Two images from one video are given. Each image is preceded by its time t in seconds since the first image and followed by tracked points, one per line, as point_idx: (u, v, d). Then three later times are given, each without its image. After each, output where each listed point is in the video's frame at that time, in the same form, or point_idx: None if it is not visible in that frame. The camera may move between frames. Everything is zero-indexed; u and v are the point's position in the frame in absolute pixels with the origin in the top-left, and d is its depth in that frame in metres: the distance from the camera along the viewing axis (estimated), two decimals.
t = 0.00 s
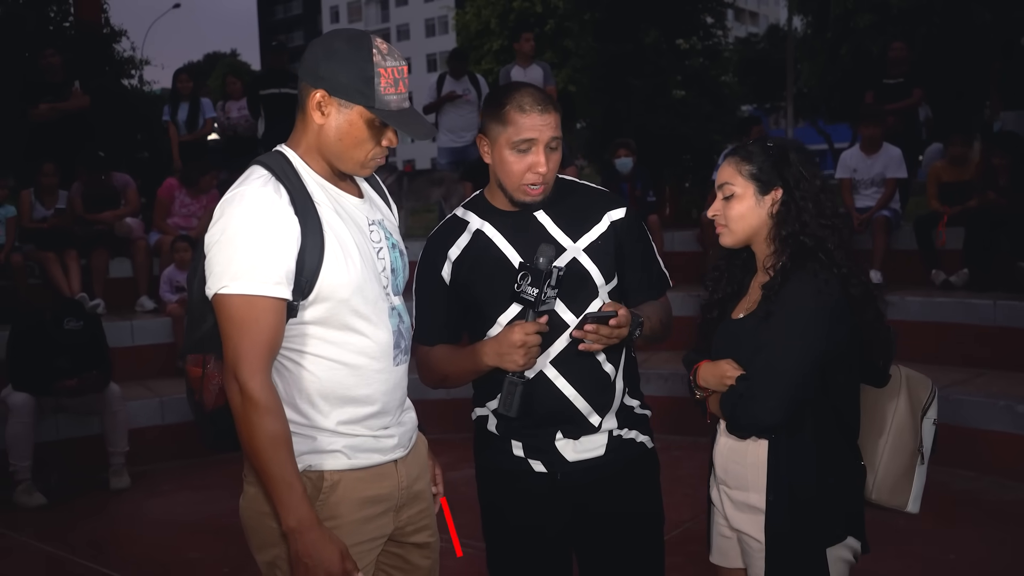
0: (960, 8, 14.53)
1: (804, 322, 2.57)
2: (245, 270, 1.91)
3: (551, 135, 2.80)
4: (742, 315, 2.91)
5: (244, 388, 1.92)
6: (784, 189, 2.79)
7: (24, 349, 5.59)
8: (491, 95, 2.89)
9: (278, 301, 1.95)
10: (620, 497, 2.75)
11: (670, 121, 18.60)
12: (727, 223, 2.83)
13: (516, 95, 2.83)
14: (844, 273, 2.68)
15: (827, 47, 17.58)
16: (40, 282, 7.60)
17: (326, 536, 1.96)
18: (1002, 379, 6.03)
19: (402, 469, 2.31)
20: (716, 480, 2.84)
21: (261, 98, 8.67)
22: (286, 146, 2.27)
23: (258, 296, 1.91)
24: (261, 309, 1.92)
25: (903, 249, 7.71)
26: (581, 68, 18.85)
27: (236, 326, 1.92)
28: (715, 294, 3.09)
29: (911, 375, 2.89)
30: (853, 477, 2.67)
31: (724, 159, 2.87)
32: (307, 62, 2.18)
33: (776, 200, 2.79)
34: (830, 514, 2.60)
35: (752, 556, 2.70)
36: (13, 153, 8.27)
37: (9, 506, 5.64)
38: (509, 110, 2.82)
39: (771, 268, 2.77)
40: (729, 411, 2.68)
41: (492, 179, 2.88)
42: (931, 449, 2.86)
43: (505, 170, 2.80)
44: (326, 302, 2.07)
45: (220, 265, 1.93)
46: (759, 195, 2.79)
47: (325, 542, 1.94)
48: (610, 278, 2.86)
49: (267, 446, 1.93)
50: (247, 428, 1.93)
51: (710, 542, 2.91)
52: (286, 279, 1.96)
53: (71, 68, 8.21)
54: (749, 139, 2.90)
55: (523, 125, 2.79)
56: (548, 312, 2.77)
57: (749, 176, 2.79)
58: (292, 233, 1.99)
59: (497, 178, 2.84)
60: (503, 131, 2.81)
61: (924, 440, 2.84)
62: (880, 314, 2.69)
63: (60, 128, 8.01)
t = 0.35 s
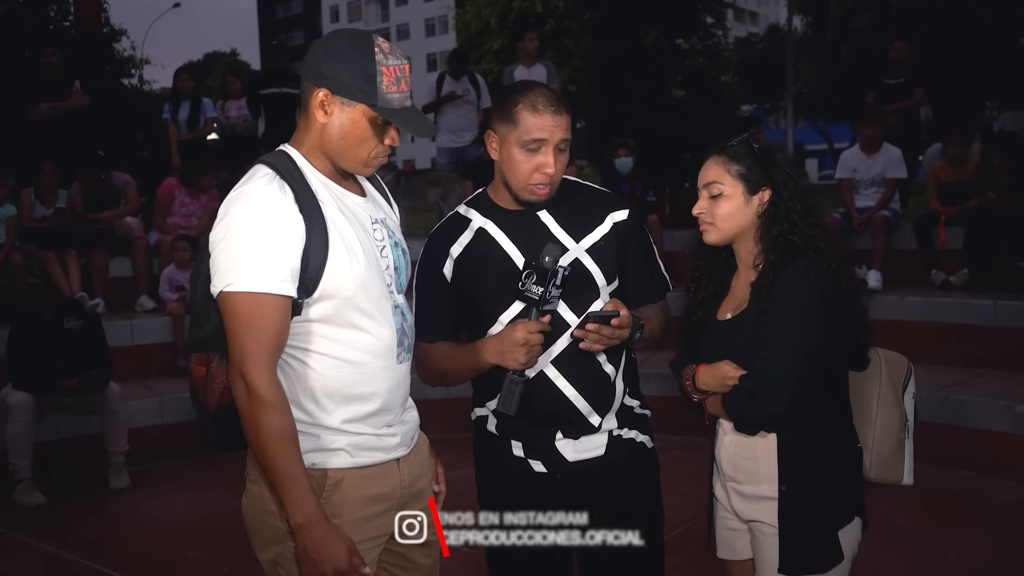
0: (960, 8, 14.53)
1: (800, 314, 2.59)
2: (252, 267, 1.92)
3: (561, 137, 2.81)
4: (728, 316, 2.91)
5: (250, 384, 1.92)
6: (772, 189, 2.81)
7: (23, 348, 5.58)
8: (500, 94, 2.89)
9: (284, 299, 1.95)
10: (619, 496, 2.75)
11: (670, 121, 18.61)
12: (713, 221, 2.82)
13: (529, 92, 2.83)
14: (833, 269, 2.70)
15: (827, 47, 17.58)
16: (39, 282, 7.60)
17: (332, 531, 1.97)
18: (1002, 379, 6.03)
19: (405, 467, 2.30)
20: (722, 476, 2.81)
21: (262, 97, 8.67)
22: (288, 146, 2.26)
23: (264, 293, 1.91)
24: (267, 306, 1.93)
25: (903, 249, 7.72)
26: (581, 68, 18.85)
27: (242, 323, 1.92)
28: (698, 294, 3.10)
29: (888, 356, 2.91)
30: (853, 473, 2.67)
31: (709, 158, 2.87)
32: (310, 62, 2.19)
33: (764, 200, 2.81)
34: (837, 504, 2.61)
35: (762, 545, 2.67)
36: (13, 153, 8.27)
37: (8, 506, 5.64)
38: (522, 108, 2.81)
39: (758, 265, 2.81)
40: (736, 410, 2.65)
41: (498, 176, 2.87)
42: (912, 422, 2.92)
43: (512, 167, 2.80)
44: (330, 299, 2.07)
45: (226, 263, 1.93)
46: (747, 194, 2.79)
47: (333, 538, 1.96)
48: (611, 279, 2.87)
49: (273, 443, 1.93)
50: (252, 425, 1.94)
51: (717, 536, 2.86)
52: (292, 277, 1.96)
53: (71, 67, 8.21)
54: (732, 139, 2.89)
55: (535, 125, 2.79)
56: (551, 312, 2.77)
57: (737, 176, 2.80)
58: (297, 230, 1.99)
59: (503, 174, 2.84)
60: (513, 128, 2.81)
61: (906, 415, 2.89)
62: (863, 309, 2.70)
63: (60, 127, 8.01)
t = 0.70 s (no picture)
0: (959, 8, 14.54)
1: (803, 309, 2.59)
2: (252, 264, 1.91)
3: (568, 136, 2.80)
4: (727, 317, 2.90)
5: (252, 381, 1.92)
6: (764, 191, 2.80)
7: (22, 347, 5.58)
8: (504, 93, 2.89)
9: (286, 296, 1.94)
10: (617, 496, 2.75)
11: (669, 120, 18.61)
12: (707, 225, 2.78)
13: (536, 91, 2.82)
14: (833, 261, 2.70)
15: (827, 46, 17.63)
16: (38, 280, 7.59)
17: (333, 529, 1.97)
18: (1002, 377, 6.03)
19: (406, 465, 2.30)
20: (733, 475, 2.81)
21: (261, 96, 8.66)
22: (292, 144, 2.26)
23: (266, 291, 1.91)
24: (269, 304, 1.92)
25: (903, 248, 7.71)
26: (581, 66, 18.85)
27: (244, 320, 1.92)
28: (691, 298, 3.05)
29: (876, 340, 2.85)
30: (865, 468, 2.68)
31: (697, 162, 2.83)
32: (313, 61, 2.19)
33: (755, 202, 2.79)
34: (852, 493, 2.63)
35: (780, 540, 2.67)
36: (12, 151, 8.26)
37: (7, 504, 5.64)
38: (529, 106, 2.80)
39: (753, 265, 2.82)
40: (760, 411, 2.63)
41: (501, 173, 2.87)
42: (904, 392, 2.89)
43: (516, 166, 2.79)
44: (331, 297, 2.07)
45: (228, 260, 1.93)
46: (740, 196, 2.77)
47: (333, 536, 1.96)
48: (613, 280, 2.86)
49: (273, 441, 1.93)
50: (254, 422, 1.93)
51: (729, 535, 2.85)
52: (294, 275, 1.96)
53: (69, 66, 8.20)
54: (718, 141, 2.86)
55: (541, 124, 2.78)
56: (552, 310, 2.76)
57: (729, 178, 2.77)
58: (300, 228, 1.99)
59: (506, 173, 2.83)
60: (519, 127, 2.80)
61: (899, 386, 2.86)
62: (860, 300, 2.72)
63: (59, 126, 8.01)
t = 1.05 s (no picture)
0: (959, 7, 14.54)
1: (805, 309, 2.60)
2: (254, 263, 1.91)
3: (570, 135, 2.80)
4: (727, 315, 2.90)
5: (255, 379, 1.92)
6: (765, 192, 2.80)
7: (22, 345, 5.59)
8: (503, 92, 2.88)
9: (287, 296, 1.94)
10: (617, 495, 2.75)
11: (669, 118, 18.61)
12: (709, 225, 2.79)
13: (536, 91, 2.82)
14: (835, 259, 2.71)
15: (826, 45, 17.64)
16: (37, 279, 7.59)
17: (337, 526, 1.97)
18: (1000, 376, 6.05)
19: (407, 464, 2.30)
20: (734, 476, 2.82)
21: (260, 94, 8.66)
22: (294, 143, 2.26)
23: (267, 290, 1.91)
24: (270, 303, 1.92)
25: (902, 246, 7.72)
26: (580, 65, 18.84)
27: (246, 318, 1.92)
28: (692, 296, 3.04)
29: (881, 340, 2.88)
30: (868, 466, 2.69)
31: (698, 162, 2.82)
32: (315, 59, 2.18)
33: (756, 202, 2.79)
34: (854, 494, 2.63)
35: (785, 539, 2.68)
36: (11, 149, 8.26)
37: (7, 502, 5.65)
38: (531, 106, 2.81)
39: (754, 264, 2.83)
40: (758, 408, 2.64)
41: (503, 172, 2.86)
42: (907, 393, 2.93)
43: (520, 166, 2.78)
44: (332, 296, 2.07)
45: (230, 259, 1.93)
46: (741, 197, 2.77)
47: (337, 534, 1.96)
48: (614, 279, 2.87)
49: (277, 438, 1.93)
50: (257, 420, 1.93)
51: (730, 537, 2.86)
52: (295, 274, 1.96)
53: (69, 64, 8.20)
54: (716, 138, 2.85)
55: (543, 122, 2.78)
56: (553, 310, 2.76)
57: (730, 179, 2.77)
58: (302, 227, 1.99)
59: (510, 172, 2.82)
60: (522, 126, 2.80)
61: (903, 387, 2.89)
62: (861, 298, 2.72)
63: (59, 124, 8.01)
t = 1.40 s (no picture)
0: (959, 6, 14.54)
1: (804, 309, 2.58)
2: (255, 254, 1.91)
3: (566, 133, 2.80)
4: (727, 315, 2.90)
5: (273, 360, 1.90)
6: (766, 193, 2.79)
7: (21, 344, 5.59)
8: (503, 90, 2.87)
9: (292, 282, 1.93)
10: (617, 496, 2.74)
11: (669, 117, 18.62)
12: (708, 226, 2.78)
13: (532, 90, 2.81)
14: (838, 261, 2.73)
15: (826, 44, 17.62)
16: (36, 278, 7.59)
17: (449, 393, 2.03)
18: (1000, 376, 6.05)
19: (406, 465, 2.28)
20: (735, 478, 2.81)
21: (260, 93, 8.65)
22: (292, 142, 2.26)
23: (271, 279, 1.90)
24: (278, 289, 1.91)
25: (902, 246, 7.71)
26: (580, 64, 18.83)
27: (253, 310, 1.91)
28: (692, 295, 3.04)
29: (886, 342, 2.89)
30: (869, 466, 2.68)
31: (699, 161, 2.82)
32: (317, 57, 2.18)
33: (757, 204, 2.79)
34: (855, 496, 2.62)
35: (786, 544, 2.68)
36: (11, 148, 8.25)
37: (7, 501, 5.65)
38: (525, 107, 2.80)
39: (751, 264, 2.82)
40: (755, 408, 2.63)
41: (501, 172, 2.86)
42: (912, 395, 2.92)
43: (517, 166, 2.78)
44: (327, 295, 2.07)
45: (229, 256, 1.93)
46: (742, 198, 2.77)
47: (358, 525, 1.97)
48: (613, 278, 2.86)
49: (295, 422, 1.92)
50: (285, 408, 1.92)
51: (731, 541, 2.86)
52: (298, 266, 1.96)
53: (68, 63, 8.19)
54: (719, 138, 2.84)
55: (539, 122, 2.77)
56: (552, 309, 2.76)
57: (731, 180, 2.76)
58: (296, 227, 2.00)
59: (507, 172, 2.82)
60: (518, 126, 2.79)
61: (907, 389, 2.89)
62: (863, 299, 2.75)
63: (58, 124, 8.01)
